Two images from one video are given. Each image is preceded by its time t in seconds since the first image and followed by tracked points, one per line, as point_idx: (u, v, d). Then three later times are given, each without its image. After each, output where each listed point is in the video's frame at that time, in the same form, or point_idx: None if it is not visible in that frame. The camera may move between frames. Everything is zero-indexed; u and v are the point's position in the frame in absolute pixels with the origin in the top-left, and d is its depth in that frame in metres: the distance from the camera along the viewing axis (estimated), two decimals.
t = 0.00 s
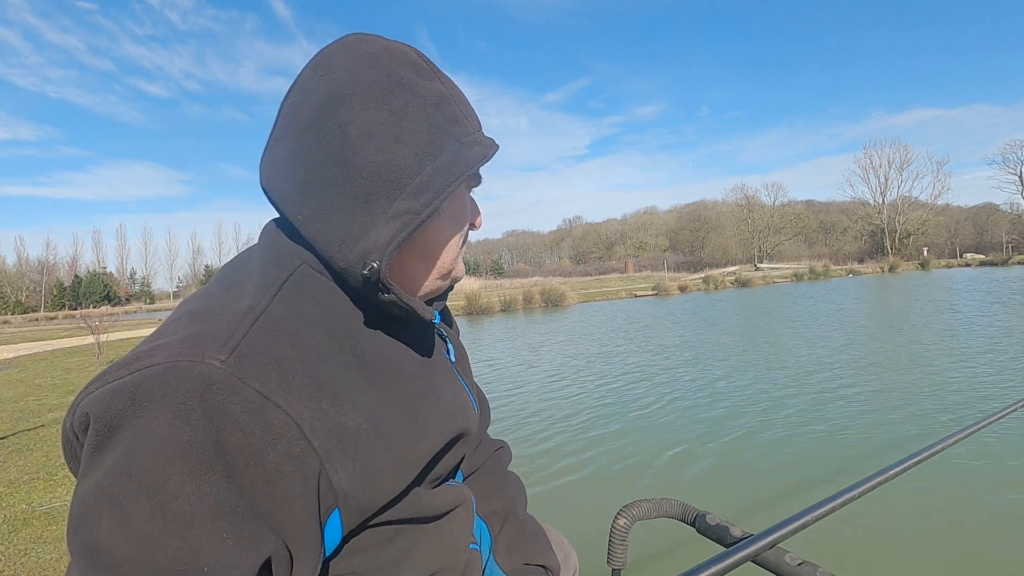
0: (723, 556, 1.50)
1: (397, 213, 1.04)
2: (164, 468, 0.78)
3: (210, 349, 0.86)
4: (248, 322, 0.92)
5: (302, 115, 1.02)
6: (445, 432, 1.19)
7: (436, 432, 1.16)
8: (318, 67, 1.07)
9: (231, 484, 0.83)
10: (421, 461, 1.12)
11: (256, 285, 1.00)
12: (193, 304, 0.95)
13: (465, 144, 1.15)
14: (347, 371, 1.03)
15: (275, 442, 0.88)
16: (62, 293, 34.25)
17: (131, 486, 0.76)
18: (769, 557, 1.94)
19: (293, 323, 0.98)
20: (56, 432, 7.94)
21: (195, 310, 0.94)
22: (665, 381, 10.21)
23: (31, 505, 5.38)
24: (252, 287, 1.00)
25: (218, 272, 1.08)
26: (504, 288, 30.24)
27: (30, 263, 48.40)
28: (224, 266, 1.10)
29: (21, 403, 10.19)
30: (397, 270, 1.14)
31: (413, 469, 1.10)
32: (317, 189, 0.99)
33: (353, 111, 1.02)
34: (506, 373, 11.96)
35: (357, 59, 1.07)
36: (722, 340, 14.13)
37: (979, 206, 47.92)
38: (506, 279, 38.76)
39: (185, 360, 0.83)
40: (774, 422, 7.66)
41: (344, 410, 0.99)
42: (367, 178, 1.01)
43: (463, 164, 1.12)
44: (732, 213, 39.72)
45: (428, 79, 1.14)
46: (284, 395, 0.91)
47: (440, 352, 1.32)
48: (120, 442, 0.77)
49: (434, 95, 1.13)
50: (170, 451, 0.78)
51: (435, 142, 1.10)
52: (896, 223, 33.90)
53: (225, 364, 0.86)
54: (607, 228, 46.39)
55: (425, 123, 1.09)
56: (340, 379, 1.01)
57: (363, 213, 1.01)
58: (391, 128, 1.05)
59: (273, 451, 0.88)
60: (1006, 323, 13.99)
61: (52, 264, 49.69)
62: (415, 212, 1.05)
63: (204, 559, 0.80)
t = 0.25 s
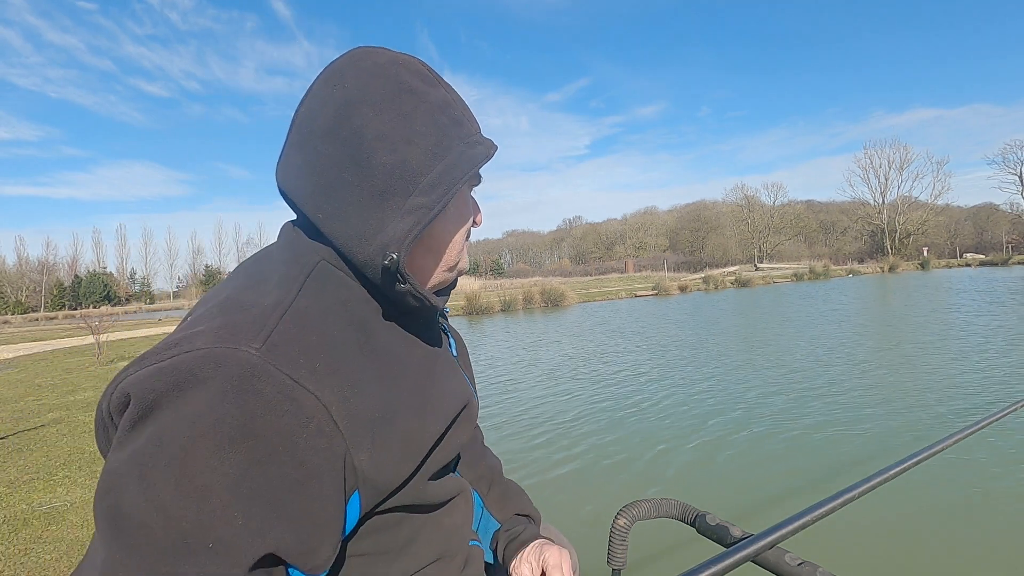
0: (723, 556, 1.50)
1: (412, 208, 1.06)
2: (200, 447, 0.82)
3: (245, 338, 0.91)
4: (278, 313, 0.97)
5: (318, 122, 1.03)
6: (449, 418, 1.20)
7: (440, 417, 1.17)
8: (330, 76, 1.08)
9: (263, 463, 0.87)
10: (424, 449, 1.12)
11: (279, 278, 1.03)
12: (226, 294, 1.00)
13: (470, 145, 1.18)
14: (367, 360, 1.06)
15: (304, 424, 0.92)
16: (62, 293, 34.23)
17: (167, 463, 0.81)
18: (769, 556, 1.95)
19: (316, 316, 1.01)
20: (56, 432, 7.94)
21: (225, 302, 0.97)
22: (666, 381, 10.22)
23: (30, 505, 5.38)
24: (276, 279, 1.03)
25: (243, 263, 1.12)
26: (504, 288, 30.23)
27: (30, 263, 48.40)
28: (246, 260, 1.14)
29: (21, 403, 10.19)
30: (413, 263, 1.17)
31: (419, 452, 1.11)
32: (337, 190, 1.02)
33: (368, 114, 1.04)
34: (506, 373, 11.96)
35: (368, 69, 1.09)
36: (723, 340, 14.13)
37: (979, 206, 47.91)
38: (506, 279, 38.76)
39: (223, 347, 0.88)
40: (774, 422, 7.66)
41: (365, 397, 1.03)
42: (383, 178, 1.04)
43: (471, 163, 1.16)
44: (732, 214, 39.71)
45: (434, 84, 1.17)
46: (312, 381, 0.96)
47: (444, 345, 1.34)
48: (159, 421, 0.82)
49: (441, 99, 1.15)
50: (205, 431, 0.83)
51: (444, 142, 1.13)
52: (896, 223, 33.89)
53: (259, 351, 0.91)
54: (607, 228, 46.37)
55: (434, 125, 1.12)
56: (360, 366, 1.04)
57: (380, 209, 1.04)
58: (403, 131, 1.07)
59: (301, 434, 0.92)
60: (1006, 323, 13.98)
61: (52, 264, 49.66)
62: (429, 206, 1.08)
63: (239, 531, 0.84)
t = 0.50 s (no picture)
0: (723, 556, 1.50)
1: (419, 215, 1.06)
2: (234, 431, 0.83)
3: (272, 332, 0.92)
4: (301, 308, 0.98)
5: (329, 134, 1.04)
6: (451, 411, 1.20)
7: (442, 410, 1.17)
8: (341, 89, 1.09)
9: (295, 447, 0.88)
10: (429, 439, 1.12)
11: (297, 276, 1.04)
12: (244, 292, 0.99)
13: (473, 154, 1.18)
14: (382, 353, 1.07)
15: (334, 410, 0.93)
16: (62, 293, 34.25)
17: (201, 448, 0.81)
18: (769, 557, 1.94)
19: (333, 311, 1.02)
20: (55, 432, 7.93)
21: (248, 297, 0.98)
22: (666, 381, 10.22)
23: (30, 505, 5.38)
24: (293, 278, 1.03)
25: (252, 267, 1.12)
26: (504, 288, 30.23)
27: (30, 263, 48.38)
28: (255, 264, 1.13)
29: (21, 403, 10.18)
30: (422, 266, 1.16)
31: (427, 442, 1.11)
32: (346, 196, 1.02)
33: (376, 125, 1.05)
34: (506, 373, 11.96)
35: (375, 83, 1.09)
36: (723, 340, 14.14)
37: (979, 206, 47.94)
38: (506, 279, 38.76)
39: (251, 339, 0.89)
40: (774, 422, 7.65)
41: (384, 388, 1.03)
42: (389, 186, 1.04)
43: (474, 172, 1.15)
44: (732, 214, 39.73)
45: (438, 95, 1.17)
46: (337, 370, 0.96)
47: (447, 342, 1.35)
48: (191, 408, 0.82)
49: (445, 110, 1.15)
50: (239, 415, 0.83)
51: (450, 150, 1.13)
52: (896, 223, 33.90)
53: (286, 343, 0.92)
54: (607, 228, 46.37)
55: (439, 135, 1.12)
56: (377, 360, 1.05)
57: (387, 216, 1.04)
58: (408, 142, 1.07)
59: (330, 421, 0.92)
60: (1006, 323, 13.98)
61: (52, 264, 49.64)
62: (435, 212, 1.07)
63: (274, 511, 0.85)
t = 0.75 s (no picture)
0: (723, 556, 1.49)
1: (427, 218, 1.06)
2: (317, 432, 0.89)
3: (322, 333, 0.94)
4: (341, 305, 1.00)
5: (335, 141, 1.04)
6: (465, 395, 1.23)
7: (456, 397, 1.20)
8: (344, 96, 1.09)
9: (368, 438, 0.94)
10: (447, 420, 1.16)
11: (329, 277, 1.04)
12: (274, 297, 0.99)
13: (477, 155, 1.17)
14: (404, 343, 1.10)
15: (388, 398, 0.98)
16: (62, 293, 34.24)
17: (289, 452, 0.87)
18: (769, 557, 1.94)
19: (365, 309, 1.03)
20: (56, 432, 7.93)
21: (283, 298, 0.98)
22: (666, 380, 10.22)
23: (30, 505, 5.38)
24: (321, 280, 1.03)
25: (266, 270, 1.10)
26: (504, 288, 30.23)
27: (30, 263, 48.39)
28: (268, 268, 1.12)
29: (21, 403, 10.18)
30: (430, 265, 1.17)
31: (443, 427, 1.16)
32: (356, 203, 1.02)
33: (382, 132, 1.04)
34: (507, 373, 11.96)
35: (378, 89, 1.09)
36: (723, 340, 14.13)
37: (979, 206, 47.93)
38: (507, 279, 38.75)
39: (306, 345, 0.91)
40: (774, 422, 7.64)
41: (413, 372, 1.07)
42: (398, 191, 1.03)
43: (478, 173, 1.15)
44: (732, 214, 39.73)
45: (439, 100, 1.16)
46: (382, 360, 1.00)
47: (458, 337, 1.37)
48: (269, 420, 0.87)
49: (447, 114, 1.14)
50: (316, 417, 0.89)
51: (455, 151, 1.12)
52: (896, 223, 33.89)
53: (337, 341, 0.94)
54: (607, 228, 46.36)
55: (443, 138, 1.10)
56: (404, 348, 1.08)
57: (396, 219, 1.04)
58: (413, 146, 1.06)
59: (385, 409, 0.97)
60: (1007, 323, 13.96)
61: (52, 264, 49.65)
62: (442, 215, 1.08)
63: (363, 497, 0.93)
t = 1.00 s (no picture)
0: (723, 557, 1.49)
1: (435, 221, 1.06)
2: (353, 419, 0.89)
3: (350, 325, 0.94)
4: (365, 299, 1.00)
5: (344, 145, 1.04)
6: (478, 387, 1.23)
7: (471, 388, 1.20)
8: (353, 102, 1.09)
9: (399, 424, 0.94)
10: (459, 417, 1.15)
11: (351, 270, 1.04)
12: (296, 291, 0.98)
13: (483, 158, 1.15)
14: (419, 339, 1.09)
15: (415, 390, 0.98)
16: (62, 293, 34.24)
17: (326, 441, 0.87)
18: (769, 557, 1.93)
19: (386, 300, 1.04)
20: (55, 432, 7.92)
21: (307, 292, 0.98)
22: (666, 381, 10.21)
23: (30, 505, 5.37)
24: (341, 277, 1.03)
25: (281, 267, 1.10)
26: (504, 288, 30.23)
27: (30, 263, 48.41)
28: (282, 265, 1.11)
29: (21, 403, 10.18)
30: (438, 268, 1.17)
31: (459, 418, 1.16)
32: (364, 205, 1.02)
33: (390, 136, 1.04)
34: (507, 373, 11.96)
35: (385, 95, 1.08)
36: (723, 339, 14.12)
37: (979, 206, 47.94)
38: (507, 279, 38.75)
39: (334, 338, 0.91)
40: (774, 422, 7.63)
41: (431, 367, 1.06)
42: (406, 195, 1.03)
43: (485, 177, 1.14)
44: (732, 214, 39.73)
45: (449, 104, 1.15)
46: (406, 353, 0.99)
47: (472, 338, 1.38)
48: (304, 411, 0.87)
49: (455, 117, 1.13)
50: (350, 407, 0.89)
51: (462, 154, 1.11)
52: (896, 223, 33.89)
53: (366, 333, 0.94)
54: (607, 228, 46.37)
55: (449, 142, 1.09)
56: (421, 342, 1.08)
57: (403, 222, 1.04)
58: (420, 150, 1.05)
59: (415, 396, 0.98)
60: (1007, 323, 13.96)
61: (52, 264, 49.67)
62: (449, 219, 1.07)
63: (400, 480, 0.93)
